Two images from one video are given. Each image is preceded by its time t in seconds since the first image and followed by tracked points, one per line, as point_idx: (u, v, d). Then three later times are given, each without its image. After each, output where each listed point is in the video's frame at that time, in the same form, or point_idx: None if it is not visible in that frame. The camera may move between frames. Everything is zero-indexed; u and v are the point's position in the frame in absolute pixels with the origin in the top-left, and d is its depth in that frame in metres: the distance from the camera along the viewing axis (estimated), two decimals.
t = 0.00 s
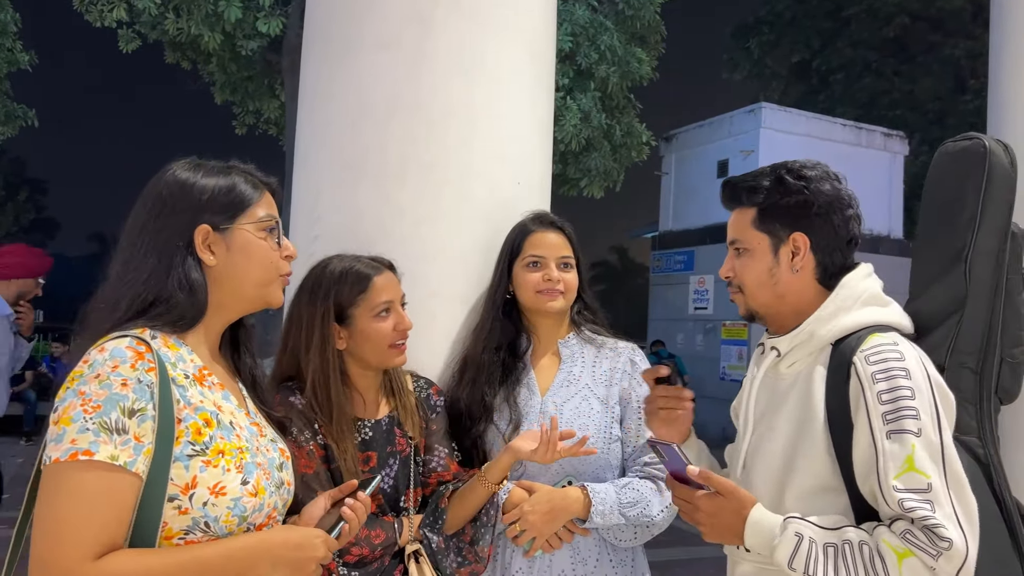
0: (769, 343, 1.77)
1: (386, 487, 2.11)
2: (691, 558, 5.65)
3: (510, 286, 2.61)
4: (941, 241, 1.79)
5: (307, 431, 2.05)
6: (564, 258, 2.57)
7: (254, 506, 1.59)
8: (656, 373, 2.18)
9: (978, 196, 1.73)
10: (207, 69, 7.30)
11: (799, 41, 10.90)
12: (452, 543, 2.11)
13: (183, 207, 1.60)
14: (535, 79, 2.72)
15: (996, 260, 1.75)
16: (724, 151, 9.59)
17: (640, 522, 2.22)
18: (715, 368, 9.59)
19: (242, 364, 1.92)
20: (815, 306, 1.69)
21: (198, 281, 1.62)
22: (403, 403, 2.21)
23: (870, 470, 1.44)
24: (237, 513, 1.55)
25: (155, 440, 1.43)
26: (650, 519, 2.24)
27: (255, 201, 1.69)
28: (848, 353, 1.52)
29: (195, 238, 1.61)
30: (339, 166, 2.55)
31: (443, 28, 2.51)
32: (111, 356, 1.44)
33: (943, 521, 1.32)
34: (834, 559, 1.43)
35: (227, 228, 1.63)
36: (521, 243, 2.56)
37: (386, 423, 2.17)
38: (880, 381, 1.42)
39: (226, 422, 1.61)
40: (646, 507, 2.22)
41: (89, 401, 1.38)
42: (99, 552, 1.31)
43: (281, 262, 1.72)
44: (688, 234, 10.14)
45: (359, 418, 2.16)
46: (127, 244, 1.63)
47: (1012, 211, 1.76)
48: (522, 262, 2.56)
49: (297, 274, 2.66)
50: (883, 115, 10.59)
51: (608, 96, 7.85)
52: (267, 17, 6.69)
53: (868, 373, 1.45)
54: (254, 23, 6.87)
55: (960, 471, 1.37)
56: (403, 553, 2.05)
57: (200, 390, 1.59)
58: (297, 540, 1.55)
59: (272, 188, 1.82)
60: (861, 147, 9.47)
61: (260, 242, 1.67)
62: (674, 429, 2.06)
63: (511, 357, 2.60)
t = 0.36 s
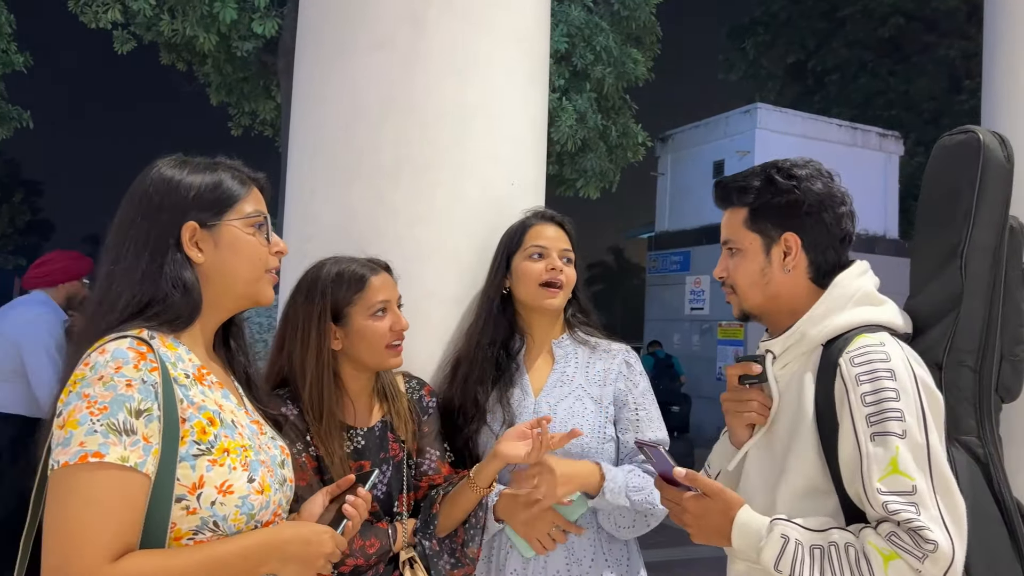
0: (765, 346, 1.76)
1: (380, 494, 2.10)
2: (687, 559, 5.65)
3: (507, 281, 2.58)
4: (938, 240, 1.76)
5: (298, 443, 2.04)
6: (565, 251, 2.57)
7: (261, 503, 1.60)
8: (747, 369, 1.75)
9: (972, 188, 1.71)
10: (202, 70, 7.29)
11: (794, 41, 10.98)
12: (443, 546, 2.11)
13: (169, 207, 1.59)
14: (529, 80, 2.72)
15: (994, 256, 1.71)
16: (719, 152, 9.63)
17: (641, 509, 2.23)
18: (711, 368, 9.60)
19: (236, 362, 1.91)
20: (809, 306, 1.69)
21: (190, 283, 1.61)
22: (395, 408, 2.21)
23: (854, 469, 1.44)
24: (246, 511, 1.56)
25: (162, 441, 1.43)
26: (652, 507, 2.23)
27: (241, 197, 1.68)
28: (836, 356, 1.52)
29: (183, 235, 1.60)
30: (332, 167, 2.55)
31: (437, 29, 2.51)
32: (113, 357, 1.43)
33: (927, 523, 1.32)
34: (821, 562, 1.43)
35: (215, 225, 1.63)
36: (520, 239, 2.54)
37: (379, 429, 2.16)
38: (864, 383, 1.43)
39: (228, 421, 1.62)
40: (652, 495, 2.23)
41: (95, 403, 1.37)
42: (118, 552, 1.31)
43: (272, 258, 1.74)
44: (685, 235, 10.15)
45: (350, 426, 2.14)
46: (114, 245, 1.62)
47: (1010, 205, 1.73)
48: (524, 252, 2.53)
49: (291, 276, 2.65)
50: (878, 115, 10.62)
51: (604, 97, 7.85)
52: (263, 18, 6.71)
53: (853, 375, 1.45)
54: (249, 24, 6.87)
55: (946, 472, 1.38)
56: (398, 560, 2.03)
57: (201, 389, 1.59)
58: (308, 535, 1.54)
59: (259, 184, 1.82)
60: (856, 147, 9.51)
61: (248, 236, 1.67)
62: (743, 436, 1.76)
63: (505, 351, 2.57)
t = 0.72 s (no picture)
0: (761, 345, 1.76)
1: (380, 498, 2.09)
2: (683, 560, 5.64)
3: (512, 285, 2.51)
4: (936, 239, 1.73)
5: (296, 459, 2.01)
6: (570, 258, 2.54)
7: (241, 512, 1.59)
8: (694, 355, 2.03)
9: (972, 188, 1.68)
10: (197, 72, 7.27)
11: (789, 43, 11.03)
12: (442, 546, 2.11)
13: (154, 217, 1.58)
14: (522, 81, 2.72)
15: (993, 259, 1.69)
16: (713, 153, 9.64)
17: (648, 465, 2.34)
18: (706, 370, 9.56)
19: (222, 367, 1.91)
20: (805, 311, 1.67)
21: (176, 294, 1.59)
22: (385, 411, 2.21)
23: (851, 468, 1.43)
24: (225, 520, 1.55)
25: (146, 451, 1.42)
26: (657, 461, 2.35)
27: (226, 210, 1.65)
28: (835, 358, 1.51)
29: (166, 246, 1.58)
30: (325, 170, 2.54)
31: (430, 31, 2.51)
32: (99, 370, 1.42)
33: (919, 528, 1.32)
34: (810, 562, 1.43)
35: (199, 235, 1.61)
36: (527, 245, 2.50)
37: (372, 434, 2.15)
38: (862, 386, 1.41)
39: (211, 430, 1.59)
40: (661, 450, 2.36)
41: (82, 416, 1.36)
42: (104, 560, 1.33)
43: (255, 268, 1.69)
44: (680, 236, 10.15)
45: (345, 436, 2.12)
46: (103, 254, 1.62)
47: (1010, 204, 1.70)
48: (536, 250, 2.49)
49: (283, 278, 2.64)
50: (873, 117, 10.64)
51: (599, 99, 7.85)
52: (257, 20, 6.72)
53: (852, 377, 1.44)
54: (244, 25, 6.85)
55: (941, 478, 1.36)
56: (400, 563, 2.03)
57: (185, 399, 1.57)
58: (283, 541, 1.56)
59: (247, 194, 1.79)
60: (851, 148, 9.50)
61: (230, 247, 1.64)
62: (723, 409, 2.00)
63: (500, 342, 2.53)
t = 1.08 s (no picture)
0: (767, 346, 1.77)
1: (381, 496, 2.10)
2: (681, 560, 5.64)
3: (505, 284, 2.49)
4: (944, 244, 1.67)
5: (299, 456, 2.00)
6: (560, 250, 2.55)
7: (224, 506, 1.60)
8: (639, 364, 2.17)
9: (983, 194, 1.62)
10: (194, 73, 7.27)
11: (786, 44, 10.98)
12: (441, 544, 2.08)
13: (134, 220, 1.59)
14: (519, 82, 2.72)
15: (1003, 265, 1.63)
16: (711, 154, 9.67)
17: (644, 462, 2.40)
18: (704, 371, 9.55)
19: (206, 367, 1.93)
20: (815, 311, 1.67)
21: (158, 296, 1.60)
22: (389, 411, 2.21)
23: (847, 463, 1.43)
24: (208, 514, 1.56)
25: (129, 447, 1.44)
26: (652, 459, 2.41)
27: (207, 212, 1.66)
28: (837, 365, 1.50)
29: (147, 250, 1.59)
30: (324, 172, 2.54)
31: (428, 32, 2.51)
32: (83, 368, 1.43)
33: (899, 531, 1.32)
34: (787, 546, 1.43)
35: (177, 239, 1.61)
36: (518, 242, 2.48)
37: (374, 434, 2.15)
38: (866, 388, 1.40)
39: (194, 427, 1.60)
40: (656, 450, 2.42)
41: (65, 413, 1.38)
42: (89, 552, 1.34)
43: (235, 269, 1.70)
44: (678, 237, 10.15)
45: (348, 433, 2.11)
46: (87, 258, 1.63)
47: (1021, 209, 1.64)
48: (526, 249, 2.48)
49: (281, 279, 2.63)
50: (871, 117, 10.66)
51: (597, 100, 7.87)
52: (255, 22, 6.70)
53: (856, 380, 1.43)
54: (241, 27, 6.82)
55: (931, 488, 1.36)
56: (400, 562, 2.04)
57: (169, 397, 1.57)
58: (264, 536, 1.55)
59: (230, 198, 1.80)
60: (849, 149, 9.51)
61: (211, 251, 1.64)
62: (675, 402, 2.09)
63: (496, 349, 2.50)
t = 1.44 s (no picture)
0: (771, 345, 1.76)
1: (377, 497, 2.09)
2: (683, 561, 5.63)
3: (509, 284, 2.53)
4: (953, 245, 1.57)
5: (297, 450, 2.01)
6: (563, 247, 2.55)
7: (188, 504, 1.59)
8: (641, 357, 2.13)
9: (991, 191, 1.51)
10: (196, 74, 7.28)
11: (787, 44, 10.96)
12: (434, 549, 2.11)
13: (108, 217, 1.61)
14: (521, 83, 2.72)
15: (1014, 267, 1.50)
16: (712, 155, 9.68)
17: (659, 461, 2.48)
18: (706, 371, 9.54)
19: (183, 371, 1.91)
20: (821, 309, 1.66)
21: (133, 294, 1.62)
22: (392, 412, 2.20)
23: (851, 470, 1.43)
24: (170, 511, 1.55)
25: (93, 438, 1.44)
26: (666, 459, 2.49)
27: (185, 210, 1.68)
28: (843, 362, 1.49)
29: (121, 245, 1.61)
30: (326, 172, 2.54)
31: (429, 33, 2.51)
32: (48, 356, 1.45)
33: (912, 536, 1.31)
34: (800, 557, 1.43)
35: (152, 236, 1.63)
36: (516, 240, 2.48)
37: (376, 432, 2.14)
38: (868, 390, 1.40)
39: (162, 423, 1.61)
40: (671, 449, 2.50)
41: (27, 400, 1.39)
42: (44, 543, 1.35)
43: (210, 268, 1.71)
44: (680, 238, 10.15)
45: (350, 430, 2.11)
46: (65, 254, 1.65)
47: None
48: (528, 255, 2.48)
49: (284, 280, 2.64)
50: (872, 118, 10.66)
51: (598, 100, 7.87)
52: (256, 22, 6.70)
53: (858, 381, 1.43)
54: (243, 28, 6.81)
55: (939, 486, 1.36)
56: (388, 563, 2.03)
57: (137, 391, 1.59)
58: (227, 534, 1.55)
59: (209, 199, 1.82)
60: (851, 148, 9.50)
61: (186, 248, 1.66)
62: (675, 401, 2.06)
63: (516, 352, 2.53)
